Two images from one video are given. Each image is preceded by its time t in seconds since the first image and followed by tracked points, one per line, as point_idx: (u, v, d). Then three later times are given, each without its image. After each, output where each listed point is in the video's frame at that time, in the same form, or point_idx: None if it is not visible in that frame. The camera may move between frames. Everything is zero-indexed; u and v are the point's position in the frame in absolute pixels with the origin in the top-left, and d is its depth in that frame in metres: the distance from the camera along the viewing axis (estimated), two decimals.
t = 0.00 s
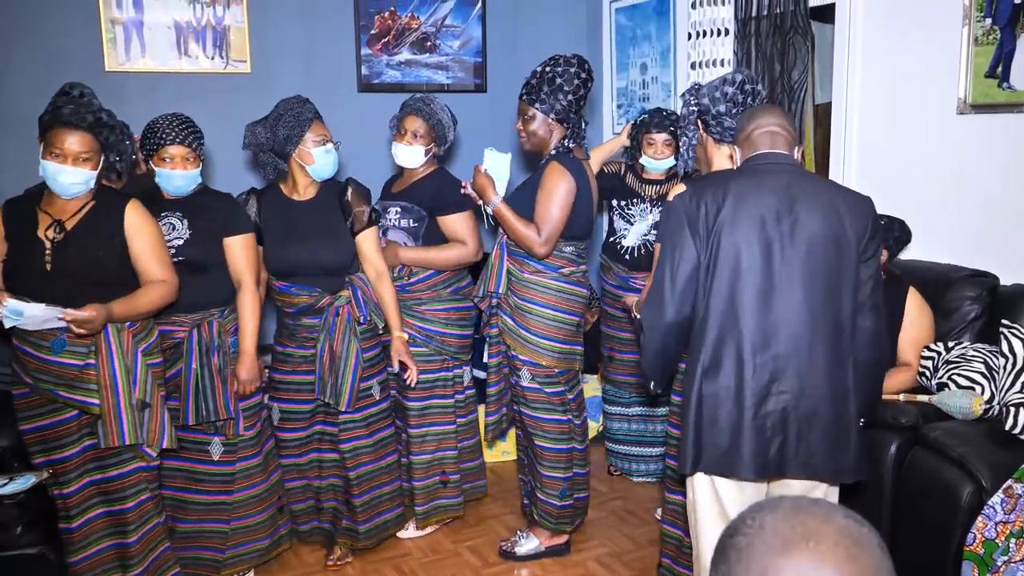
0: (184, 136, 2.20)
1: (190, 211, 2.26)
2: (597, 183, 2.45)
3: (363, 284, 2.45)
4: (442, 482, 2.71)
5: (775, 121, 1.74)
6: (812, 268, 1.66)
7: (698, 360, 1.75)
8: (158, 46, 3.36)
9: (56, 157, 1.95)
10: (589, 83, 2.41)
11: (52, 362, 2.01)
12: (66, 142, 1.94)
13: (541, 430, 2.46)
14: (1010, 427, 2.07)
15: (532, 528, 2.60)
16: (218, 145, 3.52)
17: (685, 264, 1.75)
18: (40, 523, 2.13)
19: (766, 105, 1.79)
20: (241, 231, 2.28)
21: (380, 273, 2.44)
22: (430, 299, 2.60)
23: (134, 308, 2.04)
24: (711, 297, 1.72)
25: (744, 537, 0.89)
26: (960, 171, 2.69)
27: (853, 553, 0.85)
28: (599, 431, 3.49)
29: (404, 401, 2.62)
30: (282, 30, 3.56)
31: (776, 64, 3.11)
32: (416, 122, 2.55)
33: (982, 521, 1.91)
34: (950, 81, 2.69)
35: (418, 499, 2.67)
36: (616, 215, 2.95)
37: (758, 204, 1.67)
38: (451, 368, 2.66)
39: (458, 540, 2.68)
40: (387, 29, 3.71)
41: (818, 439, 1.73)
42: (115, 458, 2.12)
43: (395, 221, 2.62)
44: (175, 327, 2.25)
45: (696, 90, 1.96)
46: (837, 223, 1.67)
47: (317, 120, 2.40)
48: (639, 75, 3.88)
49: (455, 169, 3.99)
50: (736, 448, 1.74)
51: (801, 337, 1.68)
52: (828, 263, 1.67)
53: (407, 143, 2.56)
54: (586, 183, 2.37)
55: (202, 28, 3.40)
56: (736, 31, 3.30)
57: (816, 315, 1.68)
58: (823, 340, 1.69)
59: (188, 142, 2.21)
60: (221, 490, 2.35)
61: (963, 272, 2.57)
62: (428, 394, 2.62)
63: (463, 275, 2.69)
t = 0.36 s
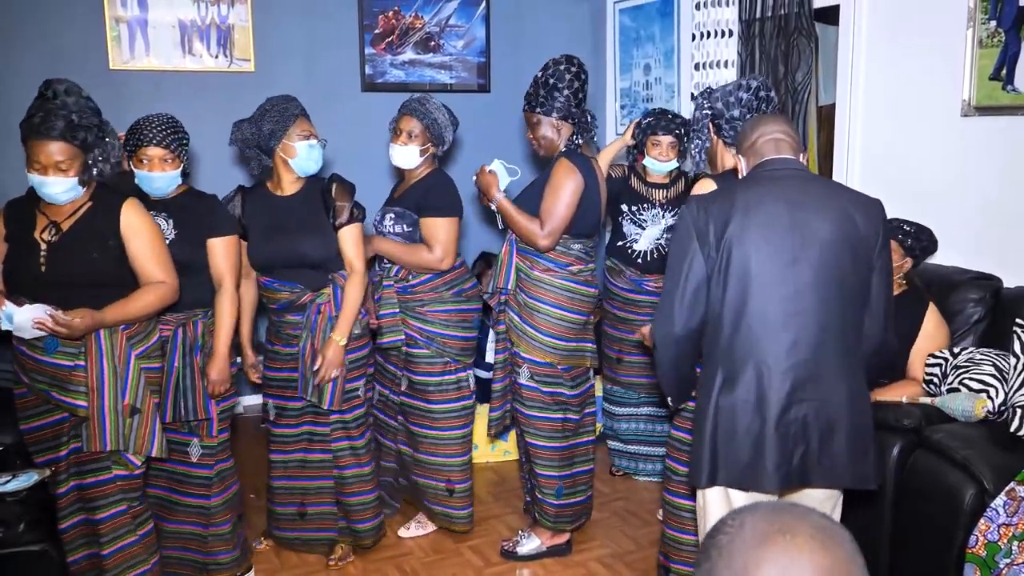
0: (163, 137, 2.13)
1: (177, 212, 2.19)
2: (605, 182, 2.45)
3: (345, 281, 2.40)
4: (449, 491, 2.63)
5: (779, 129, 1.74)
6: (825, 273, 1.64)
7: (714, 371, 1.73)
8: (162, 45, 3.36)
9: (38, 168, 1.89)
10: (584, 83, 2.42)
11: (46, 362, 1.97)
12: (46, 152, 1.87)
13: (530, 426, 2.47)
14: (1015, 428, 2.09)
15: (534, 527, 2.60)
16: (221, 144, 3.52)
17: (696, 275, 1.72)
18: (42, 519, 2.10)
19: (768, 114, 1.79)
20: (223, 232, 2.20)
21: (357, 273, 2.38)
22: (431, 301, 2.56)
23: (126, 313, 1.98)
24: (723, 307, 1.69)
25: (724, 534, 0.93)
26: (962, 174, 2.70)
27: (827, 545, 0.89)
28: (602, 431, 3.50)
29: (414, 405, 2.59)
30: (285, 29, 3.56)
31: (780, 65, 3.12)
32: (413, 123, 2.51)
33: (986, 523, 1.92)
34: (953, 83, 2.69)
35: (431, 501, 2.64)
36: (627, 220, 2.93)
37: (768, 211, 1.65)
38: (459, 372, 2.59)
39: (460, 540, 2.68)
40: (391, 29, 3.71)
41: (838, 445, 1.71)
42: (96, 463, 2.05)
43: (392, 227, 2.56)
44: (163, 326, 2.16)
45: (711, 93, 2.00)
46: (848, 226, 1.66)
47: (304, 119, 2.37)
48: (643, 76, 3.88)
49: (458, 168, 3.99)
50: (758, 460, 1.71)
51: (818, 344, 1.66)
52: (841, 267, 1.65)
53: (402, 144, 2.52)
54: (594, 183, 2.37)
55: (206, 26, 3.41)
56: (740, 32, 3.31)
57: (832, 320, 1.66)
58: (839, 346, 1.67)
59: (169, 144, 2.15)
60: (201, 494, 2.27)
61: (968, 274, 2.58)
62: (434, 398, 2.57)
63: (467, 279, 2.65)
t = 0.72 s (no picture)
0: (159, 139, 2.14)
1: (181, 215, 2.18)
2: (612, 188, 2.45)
3: (307, 284, 2.34)
4: (425, 489, 2.65)
5: (798, 132, 1.70)
6: (866, 276, 1.61)
7: (757, 381, 1.63)
8: (165, 47, 3.36)
9: (42, 172, 1.83)
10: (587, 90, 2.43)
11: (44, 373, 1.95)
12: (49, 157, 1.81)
13: (530, 426, 2.47)
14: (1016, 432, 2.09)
15: (534, 530, 2.61)
16: (224, 146, 3.53)
17: (738, 281, 1.62)
18: (43, 521, 2.05)
19: (792, 119, 1.75)
20: (225, 233, 2.18)
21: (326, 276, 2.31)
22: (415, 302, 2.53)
23: (126, 327, 1.91)
24: (767, 311, 1.61)
25: (729, 533, 0.93)
26: (963, 179, 2.70)
27: (830, 544, 0.89)
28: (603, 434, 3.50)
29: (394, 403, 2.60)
30: (288, 32, 3.57)
31: (782, 69, 3.12)
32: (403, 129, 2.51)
33: (987, 527, 1.93)
34: (956, 87, 2.69)
35: (431, 503, 2.66)
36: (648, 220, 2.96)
37: (815, 213, 1.58)
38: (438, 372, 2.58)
39: (461, 542, 2.68)
40: (393, 32, 3.71)
41: (876, 450, 1.67)
42: (99, 478, 1.98)
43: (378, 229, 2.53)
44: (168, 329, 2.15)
45: (700, 104, 1.96)
46: (886, 227, 1.63)
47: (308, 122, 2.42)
48: (644, 79, 3.89)
49: (459, 170, 4.00)
50: (806, 472, 1.63)
51: (861, 348, 1.61)
52: (879, 270, 1.63)
53: (393, 148, 2.51)
54: (600, 187, 2.38)
55: (209, 29, 3.41)
56: (741, 36, 3.31)
57: (871, 325, 1.62)
58: (877, 349, 1.64)
59: (170, 149, 2.17)
60: (210, 495, 2.27)
61: (969, 278, 2.59)
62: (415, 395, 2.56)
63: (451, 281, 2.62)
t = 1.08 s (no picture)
0: (176, 138, 2.10)
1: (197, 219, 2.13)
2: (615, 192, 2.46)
3: (302, 289, 2.33)
4: (415, 483, 2.65)
5: (809, 134, 1.72)
6: (871, 275, 1.61)
7: (761, 378, 1.64)
8: (166, 49, 3.37)
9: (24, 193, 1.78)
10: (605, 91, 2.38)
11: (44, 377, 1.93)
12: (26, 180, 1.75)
13: (532, 427, 2.47)
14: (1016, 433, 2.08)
15: (535, 532, 2.60)
16: (224, 149, 3.53)
17: (740, 277, 1.65)
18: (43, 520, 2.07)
19: (804, 120, 1.78)
20: (246, 233, 2.15)
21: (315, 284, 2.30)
22: (403, 304, 2.56)
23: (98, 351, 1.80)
24: (770, 310, 1.62)
25: (722, 535, 0.94)
26: (963, 180, 2.71)
27: (820, 543, 0.90)
28: (603, 435, 3.50)
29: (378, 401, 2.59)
30: (288, 34, 3.57)
31: (781, 71, 3.12)
32: (394, 132, 2.52)
33: (987, 529, 1.93)
34: (956, 89, 2.69)
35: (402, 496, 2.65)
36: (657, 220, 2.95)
37: (819, 211, 1.59)
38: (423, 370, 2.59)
39: (461, 545, 2.68)
40: (394, 34, 3.72)
41: (882, 450, 1.67)
42: (92, 488, 1.91)
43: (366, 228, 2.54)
44: (186, 334, 2.14)
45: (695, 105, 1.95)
46: (892, 226, 1.63)
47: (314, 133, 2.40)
48: (644, 82, 3.90)
49: (459, 173, 4.00)
50: (810, 468, 1.64)
51: (866, 348, 1.61)
52: (884, 270, 1.62)
53: (382, 150, 2.53)
54: (601, 189, 2.38)
55: (210, 32, 3.41)
56: (741, 38, 3.32)
57: (877, 326, 1.62)
58: (884, 349, 1.63)
59: (186, 148, 2.11)
60: (223, 502, 2.22)
61: (970, 280, 2.59)
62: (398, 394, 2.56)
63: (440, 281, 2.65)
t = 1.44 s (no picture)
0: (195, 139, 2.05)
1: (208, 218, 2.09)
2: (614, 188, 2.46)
3: (327, 285, 2.37)
4: (397, 477, 2.68)
5: (817, 128, 1.69)
6: (851, 280, 1.59)
7: (735, 377, 1.67)
8: (165, 46, 3.36)
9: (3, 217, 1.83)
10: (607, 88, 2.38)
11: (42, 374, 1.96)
12: None
13: (532, 422, 2.47)
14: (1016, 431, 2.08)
15: (535, 527, 2.61)
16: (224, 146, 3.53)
17: (719, 275, 1.70)
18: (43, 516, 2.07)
19: (804, 111, 1.75)
20: (262, 233, 2.11)
21: (344, 278, 2.34)
22: (407, 298, 2.54)
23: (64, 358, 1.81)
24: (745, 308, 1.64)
25: (733, 531, 0.94)
26: (962, 179, 2.71)
27: (832, 541, 0.90)
28: (603, 432, 3.50)
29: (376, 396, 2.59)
30: (288, 32, 3.57)
31: (781, 67, 3.12)
32: (393, 126, 2.52)
33: (987, 526, 1.92)
34: (957, 86, 2.69)
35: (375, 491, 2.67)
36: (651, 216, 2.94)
37: (795, 213, 1.60)
38: (424, 366, 2.61)
39: (462, 541, 2.68)
40: (393, 31, 3.71)
41: (861, 460, 1.65)
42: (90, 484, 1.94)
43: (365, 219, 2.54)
44: (193, 333, 2.15)
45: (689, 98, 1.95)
46: (879, 232, 1.60)
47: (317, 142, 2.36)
48: (644, 78, 3.90)
49: (459, 170, 4.00)
50: (777, 470, 1.65)
51: (842, 353, 1.60)
52: (868, 274, 1.60)
53: (385, 147, 2.52)
54: (599, 187, 2.37)
55: (209, 28, 3.41)
56: (741, 35, 3.31)
57: (858, 331, 1.60)
58: (865, 355, 1.61)
59: (188, 151, 2.04)
60: (236, 497, 2.26)
61: (971, 278, 2.59)
62: (400, 390, 2.58)
63: (442, 276, 2.65)
